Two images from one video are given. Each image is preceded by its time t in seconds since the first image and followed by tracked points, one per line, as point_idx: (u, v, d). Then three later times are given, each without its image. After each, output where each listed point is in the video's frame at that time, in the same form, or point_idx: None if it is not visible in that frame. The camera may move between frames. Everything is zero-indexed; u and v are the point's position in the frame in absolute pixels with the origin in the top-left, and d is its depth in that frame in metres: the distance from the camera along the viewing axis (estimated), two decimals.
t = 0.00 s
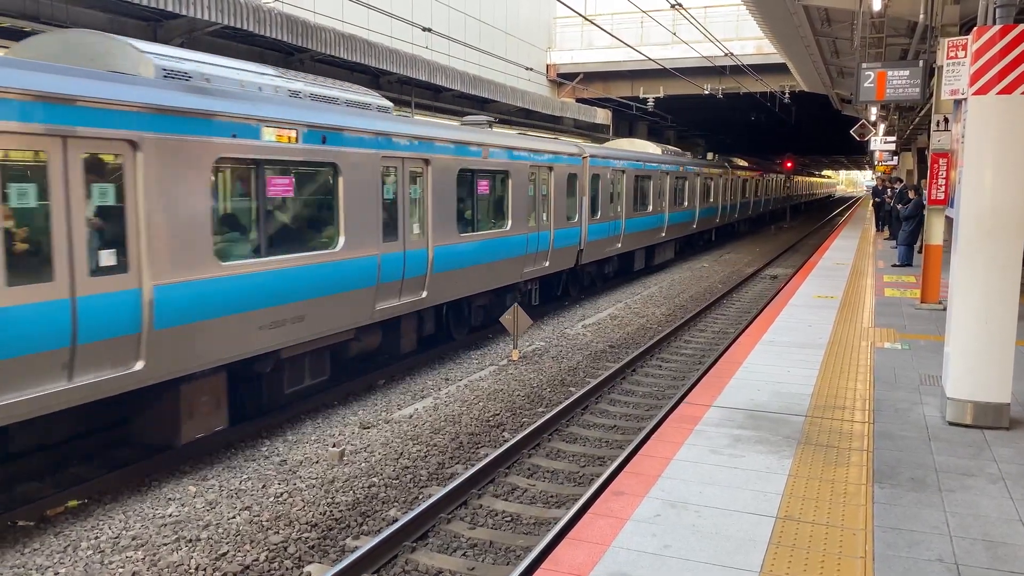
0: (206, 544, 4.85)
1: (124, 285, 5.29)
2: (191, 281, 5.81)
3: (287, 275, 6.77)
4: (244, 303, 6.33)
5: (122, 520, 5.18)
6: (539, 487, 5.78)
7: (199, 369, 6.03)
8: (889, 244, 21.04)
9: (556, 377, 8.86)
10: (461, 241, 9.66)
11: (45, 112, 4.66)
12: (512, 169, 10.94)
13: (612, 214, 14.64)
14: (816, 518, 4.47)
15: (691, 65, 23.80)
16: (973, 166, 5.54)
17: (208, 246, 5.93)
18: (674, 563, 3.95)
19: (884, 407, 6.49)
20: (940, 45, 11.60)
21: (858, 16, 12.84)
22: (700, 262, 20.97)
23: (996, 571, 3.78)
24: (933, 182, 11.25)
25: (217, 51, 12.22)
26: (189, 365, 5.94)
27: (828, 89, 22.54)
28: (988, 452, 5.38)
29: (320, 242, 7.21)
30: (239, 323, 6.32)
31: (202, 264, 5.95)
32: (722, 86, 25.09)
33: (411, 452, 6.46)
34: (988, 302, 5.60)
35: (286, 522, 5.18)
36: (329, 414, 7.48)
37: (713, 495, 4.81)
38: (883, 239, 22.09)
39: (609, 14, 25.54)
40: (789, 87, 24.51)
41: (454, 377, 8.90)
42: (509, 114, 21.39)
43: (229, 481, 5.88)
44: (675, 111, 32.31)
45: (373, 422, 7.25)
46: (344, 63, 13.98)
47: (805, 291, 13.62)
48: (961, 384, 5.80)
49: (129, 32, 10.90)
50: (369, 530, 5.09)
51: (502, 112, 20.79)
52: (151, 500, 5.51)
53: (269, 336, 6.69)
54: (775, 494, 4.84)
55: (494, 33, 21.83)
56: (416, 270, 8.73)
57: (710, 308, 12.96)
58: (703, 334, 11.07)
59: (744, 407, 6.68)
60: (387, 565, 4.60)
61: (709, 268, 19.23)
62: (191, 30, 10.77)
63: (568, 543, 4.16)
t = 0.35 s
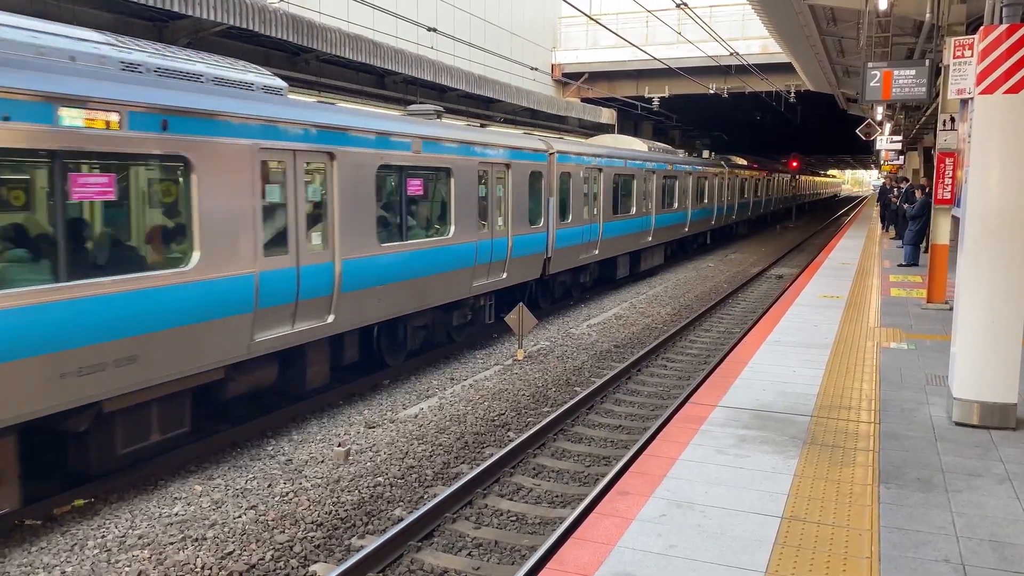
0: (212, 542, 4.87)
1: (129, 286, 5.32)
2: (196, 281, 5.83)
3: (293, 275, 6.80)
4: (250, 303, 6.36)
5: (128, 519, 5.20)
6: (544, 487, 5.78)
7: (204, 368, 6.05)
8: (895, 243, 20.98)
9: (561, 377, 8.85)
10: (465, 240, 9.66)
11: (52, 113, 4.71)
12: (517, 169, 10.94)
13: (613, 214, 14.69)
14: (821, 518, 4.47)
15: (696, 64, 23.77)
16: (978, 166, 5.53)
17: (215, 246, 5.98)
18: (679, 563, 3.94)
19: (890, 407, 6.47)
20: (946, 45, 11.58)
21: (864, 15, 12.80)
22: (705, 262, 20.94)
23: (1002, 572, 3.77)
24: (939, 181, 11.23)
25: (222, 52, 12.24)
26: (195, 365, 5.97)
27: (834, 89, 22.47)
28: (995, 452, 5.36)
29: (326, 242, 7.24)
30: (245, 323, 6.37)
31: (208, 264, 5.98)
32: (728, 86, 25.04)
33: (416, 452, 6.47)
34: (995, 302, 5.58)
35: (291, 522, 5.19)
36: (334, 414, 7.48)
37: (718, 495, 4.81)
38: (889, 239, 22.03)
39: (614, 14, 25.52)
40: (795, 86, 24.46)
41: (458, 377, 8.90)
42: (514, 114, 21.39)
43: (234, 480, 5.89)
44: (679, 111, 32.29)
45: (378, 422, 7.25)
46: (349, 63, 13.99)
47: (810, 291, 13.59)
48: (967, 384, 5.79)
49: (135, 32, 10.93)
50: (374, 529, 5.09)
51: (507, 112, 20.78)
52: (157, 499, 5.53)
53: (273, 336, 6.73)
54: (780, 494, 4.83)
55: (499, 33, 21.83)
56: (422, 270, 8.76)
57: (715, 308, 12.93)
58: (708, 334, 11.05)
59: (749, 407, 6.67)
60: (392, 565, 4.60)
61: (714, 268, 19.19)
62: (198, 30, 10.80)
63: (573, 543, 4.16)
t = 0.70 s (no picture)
0: (216, 541, 4.88)
1: (135, 285, 5.33)
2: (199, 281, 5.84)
3: (300, 274, 6.83)
4: (257, 302, 6.38)
5: (133, 517, 5.22)
6: (548, 486, 5.78)
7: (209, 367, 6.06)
8: (899, 242, 20.94)
9: (565, 376, 8.85)
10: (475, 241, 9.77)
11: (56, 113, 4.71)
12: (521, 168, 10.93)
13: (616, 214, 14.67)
14: (825, 518, 4.46)
15: (699, 63, 23.73)
16: (982, 164, 5.52)
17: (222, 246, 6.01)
18: (682, 562, 3.94)
19: (894, 406, 6.46)
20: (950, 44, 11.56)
21: (868, 14, 12.77)
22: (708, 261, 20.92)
23: (1007, 572, 3.77)
24: (943, 180, 11.21)
25: (225, 52, 12.25)
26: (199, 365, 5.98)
27: (838, 87, 22.41)
28: (999, 452, 5.35)
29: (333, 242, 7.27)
30: (252, 322, 6.39)
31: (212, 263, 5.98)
32: (731, 85, 25.00)
33: (420, 451, 6.48)
34: (998, 302, 5.57)
35: (295, 521, 5.20)
36: (338, 414, 7.49)
37: (722, 495, 4.80)
38: (893, 238, 21.98)
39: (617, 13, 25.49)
40: (798, 85, 24.43)
41: (462, 376, 8.90)
42: (517, 114, 21.38)
43: (238, 479, 5.91)
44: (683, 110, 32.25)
45: (382, 421, 7.26)
46: (352, 62, 14.00)
47: (814, 290, 13.57)
48: (971, 384, 5.78)
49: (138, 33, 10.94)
50: (378, 528, 5.10)
51: (510, 111, 20.77)
52: (161, 498, 5.55)
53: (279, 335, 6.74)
54: (784, 493, 4.83)
55: (502, 32, 21.82)
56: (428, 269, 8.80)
57: (719, 307, 12.91)
58: (712, 334, 11.04)
59: (753, 406, 6.65)
60: (396, 564, 4.61)
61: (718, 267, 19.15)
62: (201, 30, 10.80)
63: (576, 542, 4.16)
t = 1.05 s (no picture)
0: (218, 540, 4.89)
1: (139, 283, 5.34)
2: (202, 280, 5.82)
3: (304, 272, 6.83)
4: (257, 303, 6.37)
5: (135, 516, 5.22)
6: (550, 485, 5.78)
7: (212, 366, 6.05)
8: (902, 240, 20.91)
9: (567, 375, 8.84)
10: (474, 240, 9.72)
11: (61, 112, 4.73)
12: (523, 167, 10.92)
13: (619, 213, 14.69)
14: (827, 517, 4.45)
15: (702, 61, 23.70)
16: (985, 162, 5.51)
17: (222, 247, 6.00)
18: (684, 561, 3.94)
19: (896, 405, 6.45)
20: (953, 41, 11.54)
21: (871, 12, 12.74)
22: (710, 259, 20.92)
23: (1010, 571, 3.75)
24: (946, 179, 11.17)
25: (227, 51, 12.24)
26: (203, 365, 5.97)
27: (840, 85, 22.37)
28: (1002, 450, 5.34)
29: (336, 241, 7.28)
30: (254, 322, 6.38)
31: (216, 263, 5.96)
32: (733, 83, 24.96)
33: (422, 450, 6.48)
34: (1000, 300, 5.56)
35: (297, 519, 5.20)
36: (339, 413, 7.49)
37: (724, 493, 4.79)
38: (896, 236, 21.95)
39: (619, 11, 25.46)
40: (801, 83, 24.38)
41: (464, 375, 8.90)
42: (519, 112, 21.37)
43: (240, 478, 5.91)
44: (685, 108, 32.22)
45: (384, 420, 7.26)
46: (354, 61, 13.99)
47: (817, 288, 13.53)
48: (974, 382, 5.77)
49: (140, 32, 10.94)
50: (379, 527, 5.10)
51: (512, 110, 20.76)
52: (164, 497, 5.56)
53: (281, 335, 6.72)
54: (786, 492, 4.82)
55: (504, 31, 21.81)
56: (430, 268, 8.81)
57: (721, 306, 12.90)
58: (714, 332, 11.03)
59: (755, 405, 6.64)
60: (397, 563, 4.61)
61: (720, 266, 19.14)
62: (203, 28, 10.79)
63: (578, 541, 4.16)
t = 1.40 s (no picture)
0: (220, 539, 4.89)
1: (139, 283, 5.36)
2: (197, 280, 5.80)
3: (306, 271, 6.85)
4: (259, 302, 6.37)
5: (136, 516, 5.22)
6: (551, 484, 5.78)
7: (213, 365, 6.05)
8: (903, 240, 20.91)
9: (567, 374, 8.84)
10: (474, 239, 9.73)
11: (59, 112, 4.72)
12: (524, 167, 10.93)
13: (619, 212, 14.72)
14: (828, 516, 4.45)
15: (702, 60, 23.70)
16: (986, 161, 5.51)
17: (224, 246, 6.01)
18: (685, 561, 3.94)
19: (896, 404, 6.45)
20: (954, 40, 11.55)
21: (872, 11, 12.74)
22: (711, 259, 20.92)
23: (1010, 570, 3.75)
24: (946, 178, 11.17)
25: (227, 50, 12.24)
26: (201, 365, 5.96)
27: (841, 85, 22.36)
28: (1003, 450, 5.34)
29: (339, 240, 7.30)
30: (256, 322, 6.38)
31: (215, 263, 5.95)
32: (734, 83, 24.96)
33: (423, 449, 6.48)
34: (1001, 300, 5.56)
35: (299, 519, 5.20)
36: (340, 412, 7.49)
37: (725, 493, 4.79)
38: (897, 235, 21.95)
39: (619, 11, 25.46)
40: (802, 83, 24.37)
41: (465, 374, 8.90)
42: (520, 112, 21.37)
43: (242, 477, 5.92)
44: (686, 108, 32.23)
45: (385, 419, 7.26)
46: (355, 61, 14.00)
47: (817, 287, 13.53)
48: (975, 382, 5.76)
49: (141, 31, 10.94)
50: (381, 527, 5.11)
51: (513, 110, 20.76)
52: (165, 496, 5.56)
53: (283, 336, 6.71)
54: (787, 492, 4.82)
55: (505, 30, 21.82)
56: (431, 267, 8.82)
57: (721, 305, 12.90)
58: (714, 331, 11.03)
59: (755, 404, 6.64)
60: (398, 562, 4.61)
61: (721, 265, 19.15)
62: (204, 28, 10.80)
63: (579, 541, 4.16)
